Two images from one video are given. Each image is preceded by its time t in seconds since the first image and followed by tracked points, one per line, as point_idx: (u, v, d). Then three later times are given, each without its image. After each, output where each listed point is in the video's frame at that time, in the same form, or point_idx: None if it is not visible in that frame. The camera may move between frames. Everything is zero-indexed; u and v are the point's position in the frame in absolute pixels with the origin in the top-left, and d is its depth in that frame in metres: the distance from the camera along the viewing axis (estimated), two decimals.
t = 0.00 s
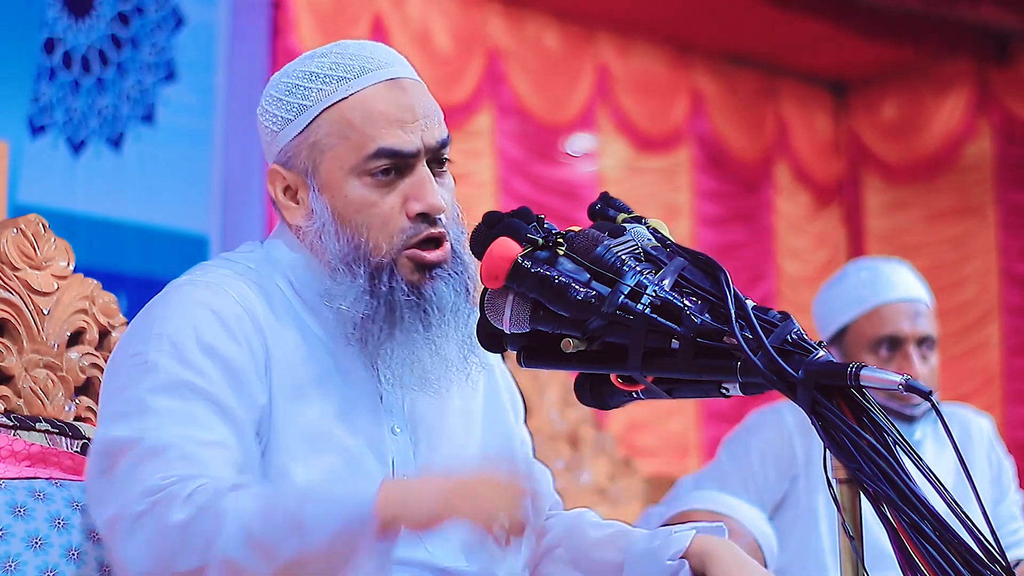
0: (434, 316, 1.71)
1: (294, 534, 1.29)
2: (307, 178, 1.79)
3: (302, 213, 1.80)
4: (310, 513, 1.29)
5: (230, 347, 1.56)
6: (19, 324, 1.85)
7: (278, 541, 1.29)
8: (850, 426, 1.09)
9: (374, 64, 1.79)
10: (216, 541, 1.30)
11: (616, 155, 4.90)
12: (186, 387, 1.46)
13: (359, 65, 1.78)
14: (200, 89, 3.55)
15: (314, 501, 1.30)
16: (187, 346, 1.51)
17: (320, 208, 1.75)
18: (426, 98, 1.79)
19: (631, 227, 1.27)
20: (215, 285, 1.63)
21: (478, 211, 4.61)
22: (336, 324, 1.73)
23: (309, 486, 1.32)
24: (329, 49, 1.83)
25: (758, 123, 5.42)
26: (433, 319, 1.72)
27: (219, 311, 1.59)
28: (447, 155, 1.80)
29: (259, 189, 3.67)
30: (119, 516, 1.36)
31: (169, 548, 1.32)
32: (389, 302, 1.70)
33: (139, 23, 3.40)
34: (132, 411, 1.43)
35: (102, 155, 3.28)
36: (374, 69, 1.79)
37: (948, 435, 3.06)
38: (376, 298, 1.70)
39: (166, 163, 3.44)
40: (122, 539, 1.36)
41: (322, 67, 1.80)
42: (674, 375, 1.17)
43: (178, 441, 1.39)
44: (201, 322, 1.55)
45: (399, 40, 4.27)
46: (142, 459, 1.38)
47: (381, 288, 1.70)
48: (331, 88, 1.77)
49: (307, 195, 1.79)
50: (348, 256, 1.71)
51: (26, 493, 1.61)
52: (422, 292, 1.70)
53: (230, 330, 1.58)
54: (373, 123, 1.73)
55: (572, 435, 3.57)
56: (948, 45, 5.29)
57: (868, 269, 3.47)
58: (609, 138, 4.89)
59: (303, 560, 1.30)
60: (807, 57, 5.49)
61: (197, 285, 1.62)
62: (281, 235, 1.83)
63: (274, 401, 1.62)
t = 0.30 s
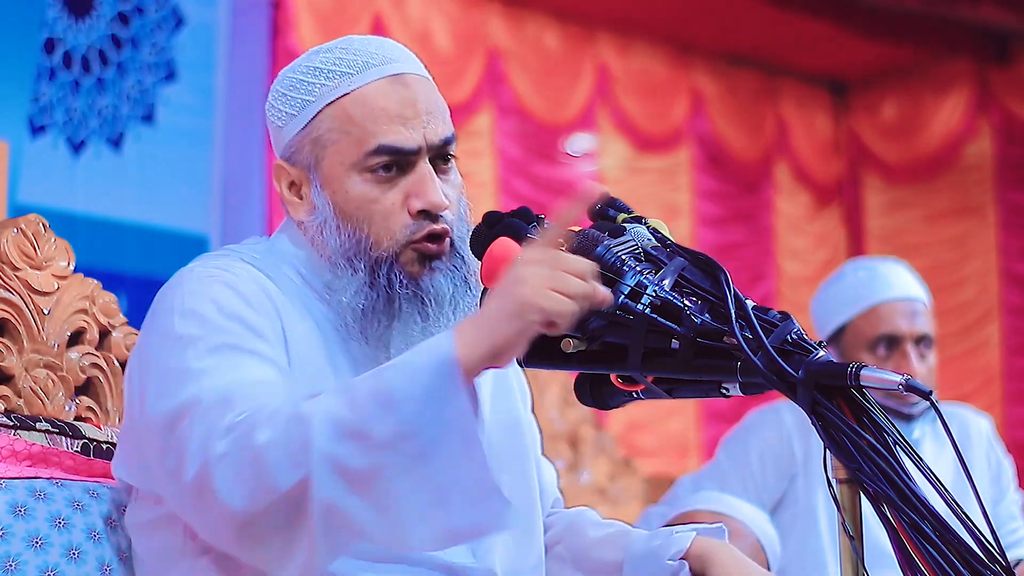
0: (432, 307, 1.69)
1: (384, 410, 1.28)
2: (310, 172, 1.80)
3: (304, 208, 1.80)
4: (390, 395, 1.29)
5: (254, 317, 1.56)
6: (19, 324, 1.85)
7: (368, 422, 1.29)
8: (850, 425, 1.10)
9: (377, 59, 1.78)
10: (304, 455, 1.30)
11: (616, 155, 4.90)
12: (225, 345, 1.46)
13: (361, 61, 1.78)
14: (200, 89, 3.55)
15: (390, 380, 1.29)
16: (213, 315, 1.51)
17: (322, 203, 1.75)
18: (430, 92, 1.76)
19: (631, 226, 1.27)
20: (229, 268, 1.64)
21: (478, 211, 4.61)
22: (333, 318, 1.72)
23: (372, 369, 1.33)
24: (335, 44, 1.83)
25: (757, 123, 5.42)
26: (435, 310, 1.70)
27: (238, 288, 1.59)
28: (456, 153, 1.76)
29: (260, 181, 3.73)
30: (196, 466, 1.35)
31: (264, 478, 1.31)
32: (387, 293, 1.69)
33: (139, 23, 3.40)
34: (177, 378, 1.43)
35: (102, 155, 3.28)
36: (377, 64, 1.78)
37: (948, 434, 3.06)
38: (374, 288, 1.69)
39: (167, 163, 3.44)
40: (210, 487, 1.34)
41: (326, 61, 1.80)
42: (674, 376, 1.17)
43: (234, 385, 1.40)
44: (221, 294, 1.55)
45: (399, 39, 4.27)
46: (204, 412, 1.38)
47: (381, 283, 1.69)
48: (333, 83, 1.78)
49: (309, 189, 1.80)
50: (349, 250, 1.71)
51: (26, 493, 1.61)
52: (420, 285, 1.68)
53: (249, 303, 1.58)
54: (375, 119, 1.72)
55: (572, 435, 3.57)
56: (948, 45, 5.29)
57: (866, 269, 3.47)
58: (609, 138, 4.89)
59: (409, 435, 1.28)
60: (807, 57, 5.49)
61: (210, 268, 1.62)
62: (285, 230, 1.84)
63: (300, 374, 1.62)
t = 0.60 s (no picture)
0: (456, 300, 1.71)
1: (422, 400, 1.25)
2: (321, 175, 1.80)
3: (318, 211, 1.80)
4: (425, 384, 1.25)
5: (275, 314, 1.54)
6: (19, 324, 1.85)
7: (403, 411, 1.25)
8: (850, 426, 1.10)
9: (383, 57, 1.78)
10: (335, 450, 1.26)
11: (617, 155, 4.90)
12: (248, 342, 1.44)
13: (368, 61, 1.78)
14: (200, 89, 3.55)
15: (426, 370, 1.26)
16: (237, 312, 1.48)
17: (335, 205, 1.75)
18: (437, 88, 1.77)
19: (631, 226, 1.27)
20: (247, 269, 1.62)
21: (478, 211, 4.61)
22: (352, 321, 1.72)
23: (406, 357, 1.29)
24: (340, 45, 1.84)
25: (757, 123, 5.42)
26: (454, 301, 1.71)
27: (258, 286, 1.57)
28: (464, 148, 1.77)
29: (258, 188, 3.73)
30: (227, 462, 1.31)
31: (299, 470, 1.27)
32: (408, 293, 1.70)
33: (139, 23, 3.40)
34: (203, 377, 1.41)
35: (102, 154, 3.28)
36: (384, 64, 1.78)
37: (947, 433, 3.07)
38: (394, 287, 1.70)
39: (167, 163, 3.44)
40: (243, 485, 1.29)
41: (333, 63, 1.80)
42: (674, 375, 1.17)
43: (260, 381, 1.37)
44: (240, 291, 1.53)
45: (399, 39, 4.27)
46: (232, 411, 1.35)
47: (401, 279, 1.68)
48: (341, 84, 1.78)
49: (321, 193, 1.80)
50: (364, 250, 1.71)
51: (26, 493, 1.61)
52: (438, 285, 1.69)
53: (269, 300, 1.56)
54: (385, 118, 1.72)
55: (572, 435, 3.57)
56: (947, 45, 5.29)
57: (864, 269, 3.47)
58: (609, 139, 4.90)
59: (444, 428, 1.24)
60: (807, 57, 5.49)
61: (228, 268, 1.60)
62: (298, 232, 1.84)
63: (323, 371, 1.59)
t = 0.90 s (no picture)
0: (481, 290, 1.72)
1: (446, 439, 1.20)
2: (337, 191, 1.74)
3: (337, 226, 1.75)
4: (447, 426, 1.21)
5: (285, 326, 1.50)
6: (19, 324, 1.84)
7: (424, 451, 1.21)
8: (850, 426, 1.10)
9: (367, 61, 1.76)
10: (354, 475, 1.23)
11: (617, 156, 4.90)
12: (261, 353, 1.39)
13: (354, 66, 1.75)
14: (200, 89, 3.55)
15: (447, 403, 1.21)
16: (248, 324, 1.43)
17: (360, 215, 1.71)
18: (423, 81, 1.78)
19: (631, 227, 1.27)
20: (253, 277, 1.57)
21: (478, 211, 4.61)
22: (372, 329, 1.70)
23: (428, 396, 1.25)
24: (310, 60, 1.80)
25: (757, 123, 5.42)
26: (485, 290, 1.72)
27: (267, 295, 1.53)
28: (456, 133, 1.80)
29: (258, 191, 3.68)
30: (242, 482, 1.27)
31: (313, 494, 1.23)
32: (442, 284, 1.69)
33: (139, 23, 3.40)
34: (211, 390, 1.36)
35: (102, 155, 3.28)
36: (371, 66, 1.75)
37: (947, 433, 3.06)
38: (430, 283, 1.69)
39: (167, 164, 3.44)
40: (256, 501, 1.26)
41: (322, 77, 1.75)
42: (674, 375, 1.16)
43: (274, 395, 1.32)
44: (249, 302, 1.48)
45: (399, 39, 4.27)
46: (247, 424, 1.30)
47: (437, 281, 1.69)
48: (339, 96, 1.73)
49: (340, 208, 1.74)
50: (397, 256, 1.69)
51: (26, 493, 1.61)
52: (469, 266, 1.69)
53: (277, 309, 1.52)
54: (394, 120, 1.70)
55: (571, 435, 3.57)
56: (947, 45, 5.29)
57: (864, 269, 3.47)
58: (609, 139, 4.89)
59: (460, 474, 1.20)
60: (806, 57, 5.49)
61: (234, 277, 1.54)
62: (304, 246, 1.77)
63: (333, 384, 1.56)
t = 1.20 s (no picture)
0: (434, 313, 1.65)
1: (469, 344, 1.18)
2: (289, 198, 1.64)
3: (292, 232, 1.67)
4: (465, 331, 1.19)
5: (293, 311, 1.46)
6: (19, 324, 1.84)
7: (444, 353, 1.18)
8: (850, 426, 1.10)
9: (348, 78, 1.61)
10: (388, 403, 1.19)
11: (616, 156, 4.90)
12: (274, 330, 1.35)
13: (331, 82, 1.62)
14: (200, 90, 3.55)
15: (461, 319, 1.19)
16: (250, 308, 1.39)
17: (304, 229, 1.62)
18: (403, 104, 1.60)
19: (631, 226, 1.28)
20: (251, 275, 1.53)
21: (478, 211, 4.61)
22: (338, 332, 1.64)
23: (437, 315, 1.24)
24: (303, 63, 1.68)
25: (757, 123, 5.42)
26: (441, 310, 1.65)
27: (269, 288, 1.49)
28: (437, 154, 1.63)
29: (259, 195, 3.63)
30: (288, 433, 1.24)
31: (355, 425, 1.20)
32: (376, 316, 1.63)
33: (139, 23, 3.40)
34: (232, 367, 1.32)
35: (102, 154, 3.28)
36: (347, 85, 1.61)
37: (947, 433, 3.06)
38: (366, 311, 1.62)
39: (166, 164, 3.44)
40: (302, 450, 1.22)
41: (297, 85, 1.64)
42: (674, 375, 1.16)
43: (296, 357, 1.29)
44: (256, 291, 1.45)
45: (399, 39, 4.27)
46: (277, 386, 1.27)
47: (370, 306, 1.61)
48: (304, 108, 1.61)
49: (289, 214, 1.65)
50: (332, 276, 1.59)
51: (26, 493, 1.61)
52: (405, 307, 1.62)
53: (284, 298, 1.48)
54: (346, 147, 1.56)
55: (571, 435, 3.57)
56: (947, 45, 5.29)
57: (866, 270, 3.47)
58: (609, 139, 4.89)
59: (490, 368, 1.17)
60: (807, 57, 5.49)
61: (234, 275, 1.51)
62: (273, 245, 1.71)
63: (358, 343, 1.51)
